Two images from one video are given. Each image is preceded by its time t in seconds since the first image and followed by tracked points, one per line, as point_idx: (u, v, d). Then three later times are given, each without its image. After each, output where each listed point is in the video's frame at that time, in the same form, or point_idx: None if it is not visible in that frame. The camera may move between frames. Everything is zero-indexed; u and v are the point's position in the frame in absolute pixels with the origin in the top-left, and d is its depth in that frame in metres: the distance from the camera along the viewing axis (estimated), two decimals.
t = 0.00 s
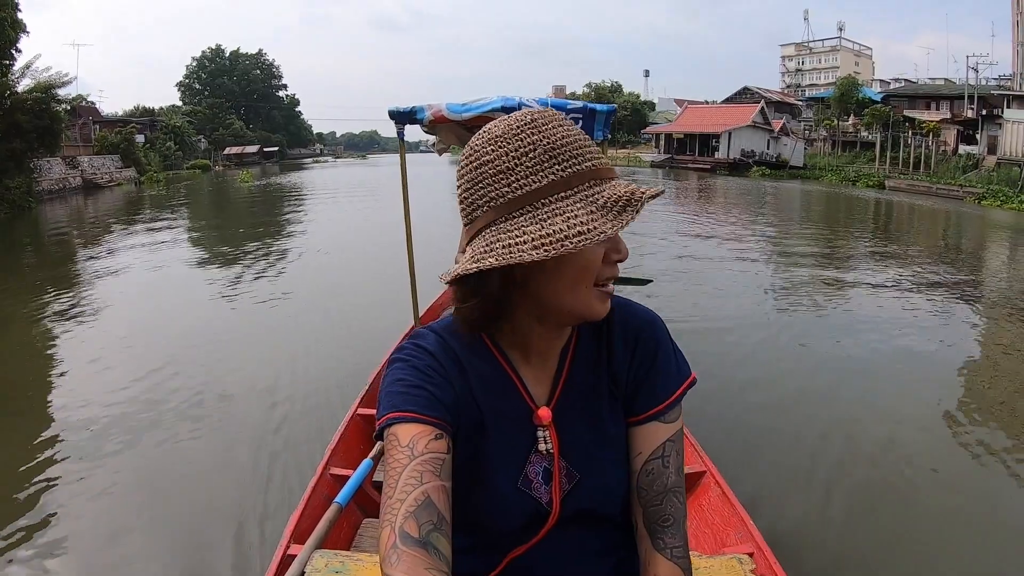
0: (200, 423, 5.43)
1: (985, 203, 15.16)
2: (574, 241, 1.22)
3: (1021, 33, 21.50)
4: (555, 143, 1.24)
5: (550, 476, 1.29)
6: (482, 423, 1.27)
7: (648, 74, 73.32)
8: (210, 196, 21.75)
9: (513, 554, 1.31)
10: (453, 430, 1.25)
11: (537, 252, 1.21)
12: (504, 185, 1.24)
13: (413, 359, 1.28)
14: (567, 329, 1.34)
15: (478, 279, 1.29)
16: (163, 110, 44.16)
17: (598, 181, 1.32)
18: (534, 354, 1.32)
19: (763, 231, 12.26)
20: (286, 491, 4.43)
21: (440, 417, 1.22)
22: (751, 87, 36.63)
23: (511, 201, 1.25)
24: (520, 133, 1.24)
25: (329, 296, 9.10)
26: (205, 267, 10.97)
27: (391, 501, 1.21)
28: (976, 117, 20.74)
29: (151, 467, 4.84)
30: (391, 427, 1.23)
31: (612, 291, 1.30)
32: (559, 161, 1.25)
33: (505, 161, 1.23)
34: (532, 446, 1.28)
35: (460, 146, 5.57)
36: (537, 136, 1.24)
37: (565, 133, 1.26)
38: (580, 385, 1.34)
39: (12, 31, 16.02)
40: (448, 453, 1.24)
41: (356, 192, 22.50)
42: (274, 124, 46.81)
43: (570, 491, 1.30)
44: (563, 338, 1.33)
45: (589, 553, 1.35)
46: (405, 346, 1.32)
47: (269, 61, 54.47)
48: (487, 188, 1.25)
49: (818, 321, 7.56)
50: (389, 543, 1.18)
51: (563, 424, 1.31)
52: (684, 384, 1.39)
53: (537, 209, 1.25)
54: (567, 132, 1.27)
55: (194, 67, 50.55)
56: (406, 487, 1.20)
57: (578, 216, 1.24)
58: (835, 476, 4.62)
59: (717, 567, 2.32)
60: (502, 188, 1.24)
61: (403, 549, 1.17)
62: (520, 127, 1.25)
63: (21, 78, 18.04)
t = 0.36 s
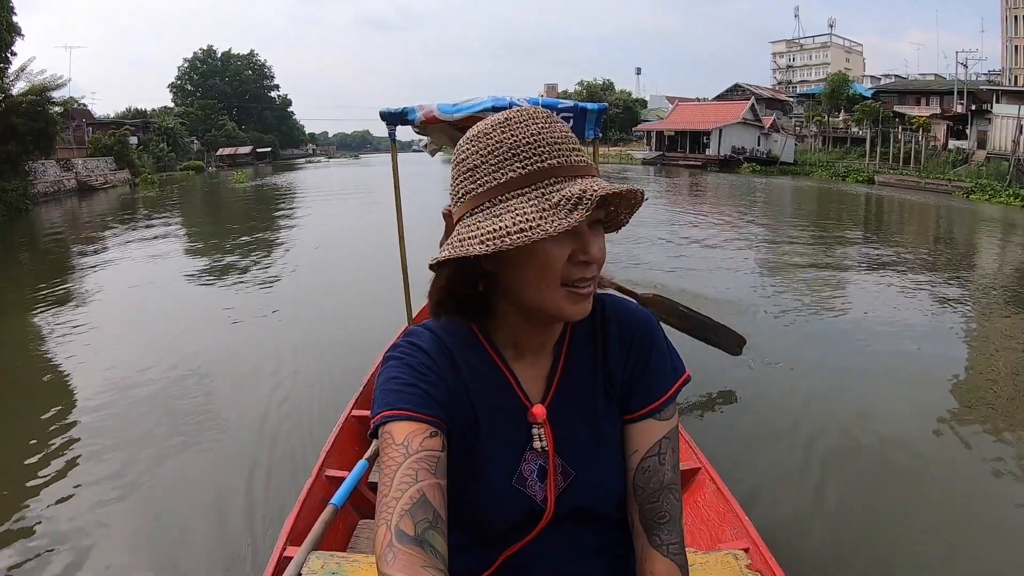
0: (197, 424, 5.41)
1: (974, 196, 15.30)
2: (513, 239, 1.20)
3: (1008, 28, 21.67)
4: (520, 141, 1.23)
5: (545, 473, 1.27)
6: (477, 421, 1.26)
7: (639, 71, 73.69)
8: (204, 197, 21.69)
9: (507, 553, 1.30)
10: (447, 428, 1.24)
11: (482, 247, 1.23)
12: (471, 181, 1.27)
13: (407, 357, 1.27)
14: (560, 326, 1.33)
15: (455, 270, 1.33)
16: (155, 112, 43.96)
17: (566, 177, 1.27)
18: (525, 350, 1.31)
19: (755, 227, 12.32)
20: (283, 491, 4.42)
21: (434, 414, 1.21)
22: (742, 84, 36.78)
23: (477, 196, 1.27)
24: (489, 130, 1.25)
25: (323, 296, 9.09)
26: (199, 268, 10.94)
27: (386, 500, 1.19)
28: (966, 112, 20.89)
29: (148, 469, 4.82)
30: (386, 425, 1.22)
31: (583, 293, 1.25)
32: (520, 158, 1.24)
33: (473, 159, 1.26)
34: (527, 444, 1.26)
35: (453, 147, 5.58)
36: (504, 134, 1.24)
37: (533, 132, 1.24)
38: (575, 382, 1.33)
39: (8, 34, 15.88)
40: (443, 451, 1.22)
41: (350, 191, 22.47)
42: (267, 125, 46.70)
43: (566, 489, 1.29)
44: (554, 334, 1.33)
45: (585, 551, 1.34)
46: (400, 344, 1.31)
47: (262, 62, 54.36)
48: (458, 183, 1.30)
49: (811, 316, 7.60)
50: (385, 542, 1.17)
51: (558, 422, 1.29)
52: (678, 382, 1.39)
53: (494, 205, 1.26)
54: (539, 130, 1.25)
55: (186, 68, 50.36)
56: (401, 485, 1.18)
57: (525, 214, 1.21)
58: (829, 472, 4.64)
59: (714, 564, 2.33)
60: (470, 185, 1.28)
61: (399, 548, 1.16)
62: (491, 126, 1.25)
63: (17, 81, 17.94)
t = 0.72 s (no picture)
0: (196, 425, 5.43)
1: (967, 187, 15.38)
2: (480, 245, 1.22)
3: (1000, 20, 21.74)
4: (494, 147, 1.25)
5: (531, 480, 1.28)
6: (462, 427, 1.26)
7: (633, 66, 73.73)
8: (200, 198, 21.67)
9: (493, 560, 1.31)
10: (432, 435, 1.25)
11: (454, 253, 1.25)
12: (449, 184, 1.30)
13: (392, 362, 1.28)
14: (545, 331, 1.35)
15: (437, 273, 1.36)
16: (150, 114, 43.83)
17: (539, 182, 1.28)
18: (510, 355, 1.32)
19: (750, 221, 12.36)
20: (282, 491, 4.44)
21: (418, 421, 1.22)
22: (736, 78, 36.82)
23: (453, 201, 1.30)
24: (465, 136, 1.27)
25: (320, 295, 9.11)
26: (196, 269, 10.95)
27: (369, 508, 1.20)
28: (959, 104, 20.96)
29: (147, 470, 4.84)
30: (370, 432, 1.22)
31: (559, 303, 1.26)
32: (489, 164, 1.26)
33: (451, 164, 1.29)
34: (513, 450, 1.27)
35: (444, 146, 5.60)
36: (480, 138, 1.25)
37: (506, 137, 1.25)
38: (562, 387, 1.33)
39: (7, 39, 15.85)
40: (428, 457, 1.23)
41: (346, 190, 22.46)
42: (262, 125, 46.60)
43: (552, 494, 1.30)
44: (540, 339, 1.33)
45: (572, 557, 1.35)
46: (385, 349, 1.33)
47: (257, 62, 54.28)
48: (438, 187, 1.33)
49: (806, 309, 7.64)
50: (367, 551, 1.18)
51: (545, 428, 1.30)
52: (666, 389, 1.40)
53: (467, 210, 1.28)
54: (513, 134, 1.26)
55: (182, 69, 50.25)
56: (384, 492, 1.19)
57: (496, 220, 1.23)
58: (822, 462, 4.65)
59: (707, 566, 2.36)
60: (447, 190, 1.31)
61: (381, 556, 1.17)
62: (467, 132, 1.27)
63: (14, 85, 17.90)
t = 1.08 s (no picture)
0: (203, 424, 5.47)
1: (966, 178, 15.38)
2: (460, 252, 1.24)
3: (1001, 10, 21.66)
4: (474, 152, 1.26)
5: (526, 488, 1.28)
6: (454, 435, 1.28)
7: (633, 60, 73.61)
8: (204, 198, 21.74)
9: (491, 567, 1.32)
10: (424, 442, 1.26)
11: (435, 260, 1.28)
12: (430, 192, 1.33)
13: (383, 369, 1.30)
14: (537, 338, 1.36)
15: (426, 282, 1.38)
16: (152, 114, 43.96)
17: (520, 185, 1.28)
18: (502, 363, 1.33)
19: (752, 214, 12.37)
20: (287, 489, 4.47)
21: (410, 427, 1.24)
22: (737, 71, 36.75)
23: (436, 208, 1.32)
24: (446, 144, 1.29)
25: (323, 292, 9.15)
26: (201, 267, 11.00)
27: (361, 515, 1.22)
28: (959, 95, 20.90)
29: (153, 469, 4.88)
30: (362, 439, 1.24)
31: (544, 312, 1.26)
32: (468, 169, 1.27)
33: (433, 172, 1.31)
34: (507, 459, 1.27)
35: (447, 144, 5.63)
36: (462, 145, 1.27)
37: (486, 140, 1.26)
38: (556, 393, 1.34)
39: (12, 42, 15.94)
40: (419, 465, 1.25)
41: (349, 188, 22.52)
42: (263, 124, 46.66)
43: (548, 503, 1.30)
44: (532, 344, 1.34)
45: (577, 560, 1.37)
46: (378, 356, 1.35)
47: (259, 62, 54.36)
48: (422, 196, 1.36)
49: (807, 303, 7.66)
50: (358, 557, 1.20)
51: (540, 435, 1.30)
52: (666, 396, 1.39)
53: (450, 216, 1.30)
54: (493, 138, 1.26)
55: (184, 69, 50.35)
56: (375, 500, 1.21)
57: (475, 226, 1.24)
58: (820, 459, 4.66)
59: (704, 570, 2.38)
60: (431, 198, 1.33)
61: (371, 563, 1.19)
62: (448, 139, 1.29)
63: (17, 87, 17.95)
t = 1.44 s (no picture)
0: (208, 422, 5.49)
1: (966, 171, 15.39)
2: (453, 260, 1.25)
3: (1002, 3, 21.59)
4: (469, 158, 1.26)
5: (519, 488, 1.24)
6: (449, 437, 1.25)
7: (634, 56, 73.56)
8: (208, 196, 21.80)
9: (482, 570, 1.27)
10: (420, 444, 1.23)
11: (427, 267, 1.30)
12: (424, 197, 1.33)
13: (379, 370, 1.27)
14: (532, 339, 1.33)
15: (420, 287, 1.36)
16: (157, 113, 44.08)
17: (513, 195, 1.27)
18: (496, 365, 1.31)
19: (754, 209, 12.36)
20: (291, 487, 4.48)
21: (406, 428, 1.21)
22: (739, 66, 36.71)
23: (431, 213, 1.32)
24: (441, 147, 1.28)
25: (327, 290, 9.17)
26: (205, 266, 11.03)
27: (357, 515, 1.18)
28: (961, 89, 20.85)
29: (159, 467, 4.90)
30: (358, 439, 1.21)
31: (538, 318, 1.25)
32: (464, 176, 1.27)
33: (429, 176, 1.31)
34: (500, 460, 1.24)
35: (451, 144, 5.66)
36: (457, 150, 1.27)
37: (481, 147, 1.26)
38: (549, 393, 1.32)
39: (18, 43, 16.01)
40: (415, 465, 1.21)
41: (352, 185, 22.57)
42: (267, 122, 46.76)
43: (540, 504, 1.26)
44: (529, 346, 1.32)
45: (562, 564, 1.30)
46: (373, 357, 1.32)
47: (262, 61, 54.47)
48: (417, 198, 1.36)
49: (811, 297, 7.64)
50: (356, 557, 1.16)
51: (533, 436, 1.27)
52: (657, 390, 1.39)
53: (444, 223, 1.30)
54: (489, 145, 1.26)
55: (187, 69, 50.46)
56: (372, 500, 1.17)
57: (467, 234, 1.25)
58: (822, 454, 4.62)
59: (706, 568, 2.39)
60: (425, 202, 1.34)
61: (370, 563, 1.15)
62: (443, 144, 1.29)
63: (24, 88, 18.04)
